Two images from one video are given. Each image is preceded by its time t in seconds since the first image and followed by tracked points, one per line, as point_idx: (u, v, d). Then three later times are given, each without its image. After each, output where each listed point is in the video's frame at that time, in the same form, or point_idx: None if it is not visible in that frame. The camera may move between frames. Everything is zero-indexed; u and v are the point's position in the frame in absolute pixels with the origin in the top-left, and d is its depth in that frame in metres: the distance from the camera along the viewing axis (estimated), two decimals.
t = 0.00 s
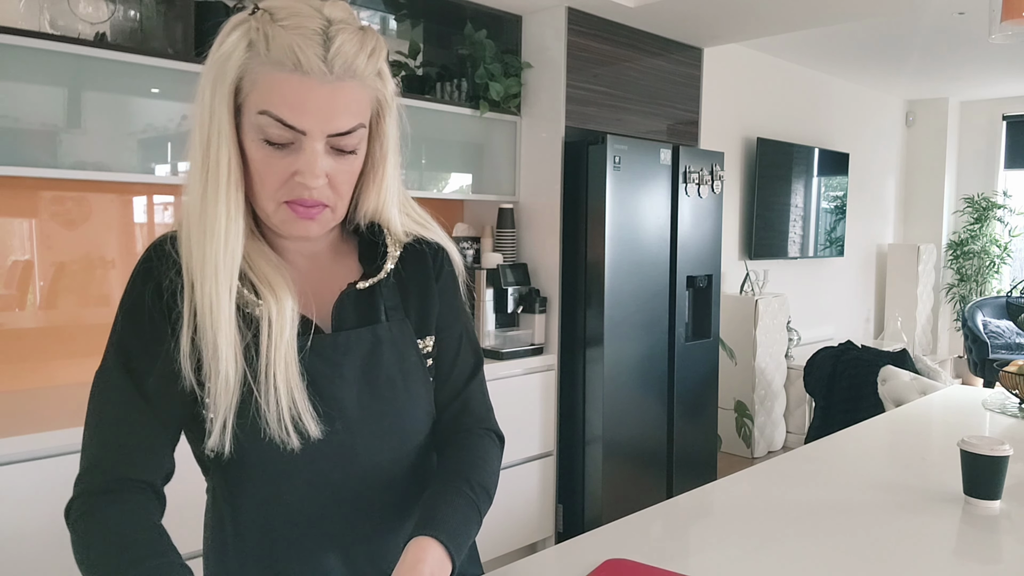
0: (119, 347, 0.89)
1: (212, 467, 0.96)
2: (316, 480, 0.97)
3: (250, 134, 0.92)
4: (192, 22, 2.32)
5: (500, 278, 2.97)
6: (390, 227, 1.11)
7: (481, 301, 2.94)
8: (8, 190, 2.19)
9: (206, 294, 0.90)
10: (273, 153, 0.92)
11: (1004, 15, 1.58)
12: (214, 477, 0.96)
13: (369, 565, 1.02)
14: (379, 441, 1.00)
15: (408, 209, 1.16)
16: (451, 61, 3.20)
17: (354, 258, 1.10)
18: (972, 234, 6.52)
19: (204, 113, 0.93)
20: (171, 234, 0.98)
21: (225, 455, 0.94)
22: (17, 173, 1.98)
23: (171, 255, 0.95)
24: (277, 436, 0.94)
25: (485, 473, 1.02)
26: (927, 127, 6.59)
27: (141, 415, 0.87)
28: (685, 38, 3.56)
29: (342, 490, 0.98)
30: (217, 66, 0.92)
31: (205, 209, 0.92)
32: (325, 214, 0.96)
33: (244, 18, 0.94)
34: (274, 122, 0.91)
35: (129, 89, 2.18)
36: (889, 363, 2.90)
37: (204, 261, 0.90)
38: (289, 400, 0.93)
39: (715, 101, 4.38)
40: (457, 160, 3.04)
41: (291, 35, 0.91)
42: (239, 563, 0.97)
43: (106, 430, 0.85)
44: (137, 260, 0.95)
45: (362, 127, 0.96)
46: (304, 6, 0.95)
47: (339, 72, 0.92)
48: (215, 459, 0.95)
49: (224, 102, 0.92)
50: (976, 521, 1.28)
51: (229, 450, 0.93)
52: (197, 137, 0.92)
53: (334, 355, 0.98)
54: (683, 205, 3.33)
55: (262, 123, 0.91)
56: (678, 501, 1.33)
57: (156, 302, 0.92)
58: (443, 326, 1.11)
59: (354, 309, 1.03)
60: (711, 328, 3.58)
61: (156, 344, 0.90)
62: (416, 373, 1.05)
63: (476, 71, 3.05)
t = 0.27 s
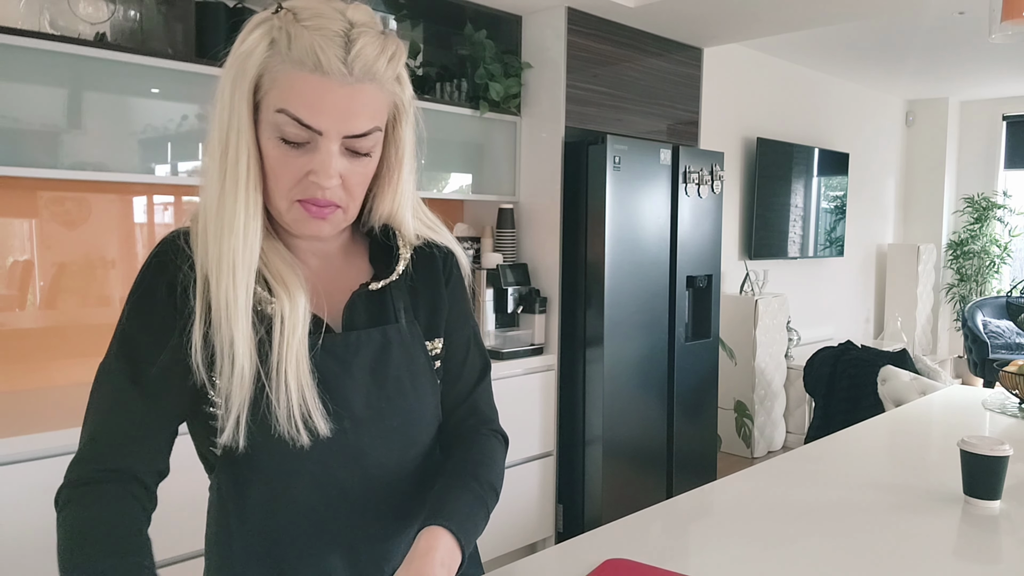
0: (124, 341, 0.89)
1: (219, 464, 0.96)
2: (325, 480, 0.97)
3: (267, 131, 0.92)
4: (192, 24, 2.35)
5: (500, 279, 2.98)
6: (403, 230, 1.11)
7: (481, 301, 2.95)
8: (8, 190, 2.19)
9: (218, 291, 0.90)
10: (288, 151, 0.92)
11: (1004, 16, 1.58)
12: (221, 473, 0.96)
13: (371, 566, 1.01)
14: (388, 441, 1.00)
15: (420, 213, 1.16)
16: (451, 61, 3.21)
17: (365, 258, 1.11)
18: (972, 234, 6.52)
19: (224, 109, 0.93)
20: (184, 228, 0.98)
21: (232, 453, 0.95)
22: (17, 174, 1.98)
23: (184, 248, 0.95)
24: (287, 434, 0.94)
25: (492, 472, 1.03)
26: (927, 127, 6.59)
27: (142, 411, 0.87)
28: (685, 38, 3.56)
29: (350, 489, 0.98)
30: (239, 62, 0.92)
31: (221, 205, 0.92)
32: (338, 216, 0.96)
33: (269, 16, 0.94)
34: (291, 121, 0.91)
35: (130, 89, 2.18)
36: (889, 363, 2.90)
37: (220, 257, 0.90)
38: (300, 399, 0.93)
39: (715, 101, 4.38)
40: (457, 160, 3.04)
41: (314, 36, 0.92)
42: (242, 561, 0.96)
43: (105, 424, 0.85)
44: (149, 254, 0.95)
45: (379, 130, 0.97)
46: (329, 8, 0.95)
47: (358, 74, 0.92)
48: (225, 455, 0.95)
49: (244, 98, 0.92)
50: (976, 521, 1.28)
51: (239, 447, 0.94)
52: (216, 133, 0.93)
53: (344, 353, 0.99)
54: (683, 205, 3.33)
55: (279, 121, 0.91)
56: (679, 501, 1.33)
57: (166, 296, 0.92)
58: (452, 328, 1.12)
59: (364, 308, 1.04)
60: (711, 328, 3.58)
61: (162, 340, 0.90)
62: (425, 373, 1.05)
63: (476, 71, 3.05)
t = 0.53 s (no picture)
0: (120, 347, 0.89)
1: (220, 469, 0.96)
2: (328, 484, 0.97)
3: (264, 134, 0.92)
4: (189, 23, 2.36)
5: (500, 279, 2.98)
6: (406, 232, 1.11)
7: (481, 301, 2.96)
8: (7, 190, 2.19)
9: (218, 295, 0.90)
10: (285, 154, 0.92)
11: (1004, 16, 1.58)
12: (222, 478, 0.96)
13: (372, 568, 1.01)
14: (391, 444, 1.00)
15: (424, 215, 1.16)
16: (450, 61, 3.21)
17: (367, 260, 1.11)
18: (972, 234, 6.52)
19: (222, 111, 0.93)
20: (184, 231, 0.99)
21: (231, 458, 0.94)
22: (16, 174, 1.98)
23: (183, 252, 0.96)
24: (290, 439, 0.94)
25: (496, 471, 1.03)
26: (927, 127, 6.59)
27: (137, 414, 0.87)
28: (684, 38, 3.56)
29: (353, 493, 0.98)
30: (237, 64, 0.92)
31: (219, 208, 0.92)
32: (335, 219, 0.96)
33: (267, 17, 0.94)
34: (287, 124, 0.91)
35: (129, 89, 2.18)
36: (889, 363, 2.90)
37: (219, 261, 0.91)
38: (303, 403, 0.93)
39: (715, 101, 4.38)
40: (456, 160, 3.04)
41: (310, 37, 0.91)
42: (244, 566, 0.96)
43: (102, 427, 0.85)
44: (145, 259, 0.95)
45: (377, 132, 0.96)
46: (327, 8, 0.95)
47: (355, 76, 0.92)
48: (225, 460, 0.95)
49: (241, 100, 0.92)
50: (976, 521, 1.27)
51: (240, 452, 0.94)
52: (215, 136, 0.93)
53: (346, 356, 0.99)
54: (683, 205, 3.33)
55: (276, 123, 0.91)
56: (679, 501, 1.33)
57: (164, 301, 0.92)
58: (456, 330, 1.11)
59: (367, 311, 1.03)
60: (711, 328, 3.58)
61: (159, 345, 0.90)
62: (428, 376, 1.05)
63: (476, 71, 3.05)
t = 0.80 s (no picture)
0: (113, 358, 0.89)
1: (214, 477, 0.96)
2: (323, 490, 0.97)
3: (243, 141, 0.92)
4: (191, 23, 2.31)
5: (500, 279, 2.98)
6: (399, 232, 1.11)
7: (481, 301, 2.95)
8: (7, 190, 2.19)
9: (206, 304, 0.90)
10: (265, 161, 0.92)
11: (1004, 16, 1.58)
12: (218, 486, 0.96)
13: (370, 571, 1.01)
14: (386, 448, 1.00)
15: (418, 214, 1.15)
16: (450, 61, 3.21)
17: (361, 262, 1.11)
18: (972, 234, 6.52)
19: (202, 119, 0.93)
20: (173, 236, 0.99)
21: (225, 466, 0.94)
22: (15, 173, 1.98)
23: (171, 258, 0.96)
24: (284, 447, 0.94)
25: (494, 469, 1.03)
26: (927, 127, 6.59)
27: (134, 423, 0.88)
28: (684, 38, 3.56)
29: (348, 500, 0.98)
30: (213, 72, 0.92)
31: (203, 217, 0.92)
32: (320, 223, 0.96)
33: (241, 22, 0.93)
34: (264, 130, 0.90)
35: (129, 89, 2.18)
36: (889, 363, 2.90)
37: (205, 269, 0.91)
38: (296, 410, 0.93)
39: (715, 101, 4.38)
40: (456, 160, 3.04)
41: (283, 41, 0.90)
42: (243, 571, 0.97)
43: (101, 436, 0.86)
44: (134, 267, 0.95)
45: (358, 134, 0.95)
46: (301, 8, 0.94)
47: (330, 78, 0.91)
48: (218, 468, 0.95)
49: (218, 108, 0.92)
50: (976, 521, 1.27)
51: (232, 459, 0.94)
52: (196, 144, 0.93)
53: (340, 361, 0.99)
54: (683, 205, 3.33)
55: (253, 130, 0.91)
56: (679, 501, 1.32)
57: (153, 310, 0.92)
58: (453, 333, 1.11)
59: (361, 315, 1.04)
60: (711, 328, 3.58)
61: (151, 353, 0.90)
62: (423, 380, 1.04)
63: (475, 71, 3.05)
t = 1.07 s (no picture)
0: (108, 362, 0.89)
1: (210, 478, 0.96)
2: (321, 490, 0.97)
3: (231, 145, 0.92)
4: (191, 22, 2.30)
5: (500, 279, 2.97)
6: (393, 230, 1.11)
7: (481, 301, 2.95)
8: (7, 189, 2.19)
9: (198, 307, 0.90)
10: (253, 163, 0.92)
11: (1004, 16, 1.58)
12: (215, 488, 0.96)
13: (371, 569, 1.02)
14: (383, 448, 0.99)
15: (412, 211, 1.15)
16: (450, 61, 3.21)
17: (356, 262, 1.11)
18: (972, 234, 6.52)
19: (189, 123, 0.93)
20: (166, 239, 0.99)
21: (220, 469, 0.95)
22: (16, 173, 1.98)
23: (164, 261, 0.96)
24: (281, 448, 0.94)
25: (492, 465, 1.03)
26: (927, 127, 6.59)
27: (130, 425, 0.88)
28: (684, 38, 3.56)
29: (345, 500, 0.98)
30: (198, 76, 0.92)
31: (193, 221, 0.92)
32: (312, 224, 0.95)
33: (222, 25, 0.93)
34: (251, 133, 0.90)
35: (129, 89, 2.18)
36: (889, 363, 2.90)
37: (196, 273, 0.91)
38: (292, 412, 0.93)
39: (715, 101, 4.38)
40: (456, 160, 3.04)
41: (265, 42, 0.90)
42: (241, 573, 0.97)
43: (97, 440, 0.86)
44: (129, 271, 0.95)
45: (346, 133, 0.95)
46: (282, 7, 0.93)
47: (314, 78, 0.91)
48: (214, 470, 0.95)
49: (203, 113, 0.92)
50: (976, 521, 1.27)
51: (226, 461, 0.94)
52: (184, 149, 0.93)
53: (337, 361, 0.99)
54: (683, 204, 3.33)
55: (240, 133, 0.91)
56: (678, 501, 1.33)
57: (147, 314, 0.92)
58: (450, 331, 1.12)
59: (357, 315, 1.04)
60: (711, 328, 3.58)
61: (146, 356, 0.90)
62: (421, 379, 1.05)
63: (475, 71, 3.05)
